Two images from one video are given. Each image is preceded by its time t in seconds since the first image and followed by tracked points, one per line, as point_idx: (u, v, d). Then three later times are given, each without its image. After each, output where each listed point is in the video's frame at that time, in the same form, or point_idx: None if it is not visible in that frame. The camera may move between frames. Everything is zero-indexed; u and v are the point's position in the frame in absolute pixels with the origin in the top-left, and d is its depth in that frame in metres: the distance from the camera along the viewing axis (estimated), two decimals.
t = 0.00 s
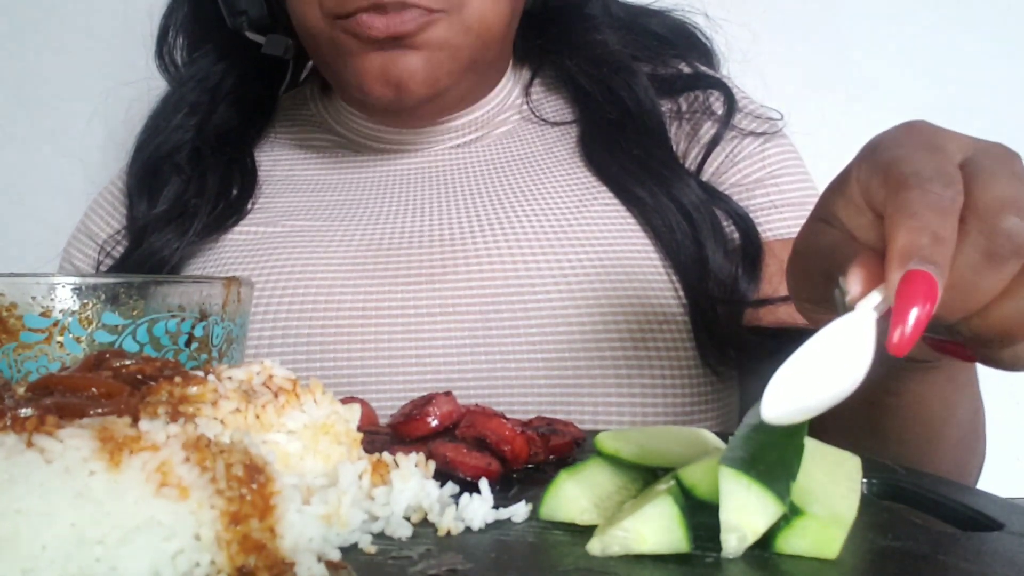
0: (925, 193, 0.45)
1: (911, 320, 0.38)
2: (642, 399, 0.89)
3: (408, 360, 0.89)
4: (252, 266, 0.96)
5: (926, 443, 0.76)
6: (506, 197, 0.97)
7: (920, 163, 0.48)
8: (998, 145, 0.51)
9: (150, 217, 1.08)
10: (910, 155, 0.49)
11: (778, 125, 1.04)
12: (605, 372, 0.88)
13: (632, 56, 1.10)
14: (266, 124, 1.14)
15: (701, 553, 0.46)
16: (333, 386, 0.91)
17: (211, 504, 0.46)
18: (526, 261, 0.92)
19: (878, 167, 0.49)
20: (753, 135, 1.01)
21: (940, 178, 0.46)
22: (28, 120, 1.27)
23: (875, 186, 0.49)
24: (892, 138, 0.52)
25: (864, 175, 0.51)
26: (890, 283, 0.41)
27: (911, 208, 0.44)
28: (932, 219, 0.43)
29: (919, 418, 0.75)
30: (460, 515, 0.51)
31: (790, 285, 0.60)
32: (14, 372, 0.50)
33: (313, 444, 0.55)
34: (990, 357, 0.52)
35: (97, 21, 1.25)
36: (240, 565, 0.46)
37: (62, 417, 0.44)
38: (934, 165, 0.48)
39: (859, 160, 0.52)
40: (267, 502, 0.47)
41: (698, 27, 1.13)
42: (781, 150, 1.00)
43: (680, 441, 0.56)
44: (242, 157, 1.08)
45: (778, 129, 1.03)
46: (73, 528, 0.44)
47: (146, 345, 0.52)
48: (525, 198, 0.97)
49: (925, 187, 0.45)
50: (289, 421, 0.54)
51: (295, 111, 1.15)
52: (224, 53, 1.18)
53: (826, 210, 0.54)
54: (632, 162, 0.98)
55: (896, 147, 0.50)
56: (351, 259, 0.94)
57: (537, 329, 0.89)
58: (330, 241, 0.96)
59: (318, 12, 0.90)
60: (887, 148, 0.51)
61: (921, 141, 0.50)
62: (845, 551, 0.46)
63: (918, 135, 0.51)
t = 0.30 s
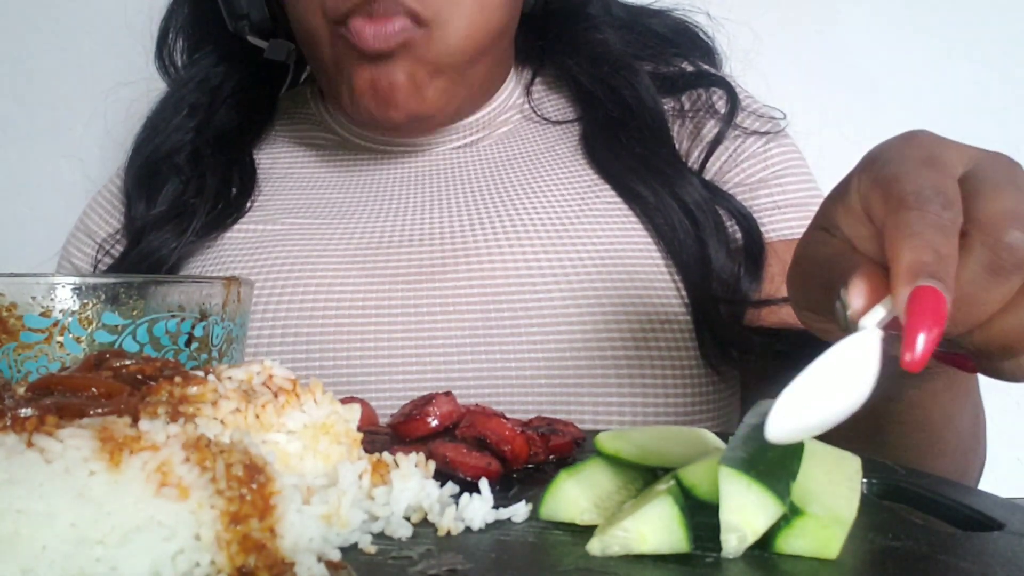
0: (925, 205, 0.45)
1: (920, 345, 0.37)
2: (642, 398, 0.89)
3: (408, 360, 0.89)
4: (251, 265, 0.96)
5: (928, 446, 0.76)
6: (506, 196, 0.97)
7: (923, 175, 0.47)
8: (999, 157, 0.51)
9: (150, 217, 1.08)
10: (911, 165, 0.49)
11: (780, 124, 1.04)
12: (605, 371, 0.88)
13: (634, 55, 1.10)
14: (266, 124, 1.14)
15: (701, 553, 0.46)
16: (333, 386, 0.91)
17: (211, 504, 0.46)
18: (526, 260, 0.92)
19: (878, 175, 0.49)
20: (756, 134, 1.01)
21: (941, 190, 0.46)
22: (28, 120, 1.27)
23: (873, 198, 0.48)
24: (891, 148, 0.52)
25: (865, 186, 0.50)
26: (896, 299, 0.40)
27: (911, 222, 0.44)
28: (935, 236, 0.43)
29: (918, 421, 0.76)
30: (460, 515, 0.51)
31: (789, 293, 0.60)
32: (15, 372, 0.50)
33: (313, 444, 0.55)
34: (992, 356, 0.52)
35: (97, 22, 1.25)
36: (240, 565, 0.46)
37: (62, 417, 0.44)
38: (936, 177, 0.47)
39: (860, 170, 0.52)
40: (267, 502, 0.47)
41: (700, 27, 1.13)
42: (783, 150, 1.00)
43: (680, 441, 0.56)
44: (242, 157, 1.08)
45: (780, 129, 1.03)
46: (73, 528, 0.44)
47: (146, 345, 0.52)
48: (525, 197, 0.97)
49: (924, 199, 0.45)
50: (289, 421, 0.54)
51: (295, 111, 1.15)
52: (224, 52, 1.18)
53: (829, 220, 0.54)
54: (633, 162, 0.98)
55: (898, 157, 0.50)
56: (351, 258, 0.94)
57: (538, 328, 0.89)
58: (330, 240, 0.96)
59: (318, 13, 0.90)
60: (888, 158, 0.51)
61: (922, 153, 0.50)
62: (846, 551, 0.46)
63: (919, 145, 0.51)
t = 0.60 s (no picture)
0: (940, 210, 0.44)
1: (940, 352, 0.38)
2: (642, 398, 0.89)
3: (408, 360, 0.89)
4: (251, 265, 0.96)
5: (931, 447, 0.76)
6: (506, 196, 0.97)
7: (936, 180, 0.47)
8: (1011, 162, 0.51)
9: (150, 217, 1.08)
10: (924, 170, 0.49)
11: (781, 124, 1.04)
12: (605, 371, 0.88)
13: (635, 55, 1.10)
14: (266, 124, 1.14)
15: (701, 553, 0.46)
16: (333, 386, 0.91)
17: (211, 504, 0.46)
18: (526, 259, 0.92)
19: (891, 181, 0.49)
20: (756, 134, 1.01)
21: (955, 195, 0.46)
22: (27, 120, 1.27)
23: (890, 202, 0.48)
24: (903, 154, 0.52)
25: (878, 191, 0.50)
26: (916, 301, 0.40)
27: (926, 226, 0.44)
28: (954, 239, 0.42)
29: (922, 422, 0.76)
30: (460, 515, 0.51)
31: (793, 296, 0.59)
32: (15, 372, 0.50)
33: (313, 444, 0.55)
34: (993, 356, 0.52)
35: (97, 22, 1.25)
36: (240, 565, 0.46)
37: (62, 417, 0.44)
38: (949, 182, 0.47)
39: (872, 176, 0.52)
40: (266, 502, 0.47)
41: (700, 27, 1.13)
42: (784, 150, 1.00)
43: (680, 441, 0.56)
44: (242, 158, 1.08)
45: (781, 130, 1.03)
46: (73, 528, 0.44)
47: (146, 345, 0.52)
48: (525, 196, 0.97)
49: (939, 204, 0.45)
50: (289, 421, 0.54)
51: (295, 111, 1.15)
52: (224, 52, 1.18)
53: (837, 224, 0.53)
54: (634, 162, 0.98)
55: (911, 162, 0.50)
56: (351, 258, 0.94)
57: (538, 328, 0.89)
58: (330, 239, 0.96)
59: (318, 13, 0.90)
60: (901, 163, 0.50)
61: (934, 159, 0.50)
62: (846, 551, 0.46)
63: (931, 151, 0.51)
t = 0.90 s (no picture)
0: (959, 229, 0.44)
1: (969, 373, 0.37)
2: (643, 399, 0.89)
3: (408, 360, 0.89)
4: (251, 265, 0.96)
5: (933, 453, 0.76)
6: (506, 197, 0.97)
7: (953, 197, 0.47)
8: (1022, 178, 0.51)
9: (151, 217, 1.08)
10: (939, 187, 0.48)
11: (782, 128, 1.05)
12: (606, 371, 0.89)
13: (635, 56, 1.10)
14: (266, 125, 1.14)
15: (701, 553, 0.46)
16: (333, 386, 0.91)
17: (211, 504, 0.46)
18: (526, 260, 0.92)
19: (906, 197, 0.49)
20: (757, 138, 1.01)
21: (973, 214, 0.46)
22: (26, 119, 1.27)
23: (904, 218, 0.48)
24: (916, 169, 0.52)
25: (892, 209, 0.50)
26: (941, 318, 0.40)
27: (945, 245, 0.44)
28: (974, 257, 0.42)
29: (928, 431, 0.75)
30: (460, 515, 0.51)
31: (805, 306, 0.59)
32: (15, 372, 0.50)
33: (313, 444, 0.55)
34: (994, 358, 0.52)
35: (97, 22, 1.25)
36: (240, 565, 0.46)
37: (62, 417, 0.44)
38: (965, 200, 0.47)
39: (885, 191, 0.51)
40: (267, 502, 0.47)
41: (700, 29, 1.13)
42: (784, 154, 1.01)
43: (680, 441, 0.56)
44: (242, 158, 1.08)
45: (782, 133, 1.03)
46: (73, 528, 0.44)
47: (146, 345, 0.52)
48: (525, 197, 0.97)
49: (958, 225, 0.45)
50: (289, 421, 0.54)
51: (295, 112, 1.15)
52: (224, 51, 1.18)
53: (847, 238, 0.53)
54: (634, 163, 0.98)
55: (925, 178, 0.50)
56: (352, 258, 0.94)
57: (538, 329, 0.89)
58: (331, 240, 0.96)
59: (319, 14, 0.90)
60: (915, 178, 0.50)
61: (948, 174, 0.50)
62: (846, 551, 0.46)
63: (944, 166, 0.51)
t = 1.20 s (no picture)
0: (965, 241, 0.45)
1: (985, 386, 0.39)
2: (643, 399, 0.89)
3: (408, 361, 0.89)
4: (252, 266, 0.96)
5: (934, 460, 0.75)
6: (507, 199, 0.97)
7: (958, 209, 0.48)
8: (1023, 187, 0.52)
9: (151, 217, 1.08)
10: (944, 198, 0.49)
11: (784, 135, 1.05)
12: (606, 372, 0.89)
13: (636, 59, 1.10)
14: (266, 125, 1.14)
15: (702, 553, 0.46)
16: (333, 386, 0.90)
17: (211, 504, 0.46)
18: (527, 260, 0.92)
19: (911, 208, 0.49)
20: (760, 144, 1.01)
21: (979, 225, 0.46)
22: (26, 119, 1.27)
23: (909, 229, 0.49)
24: (919, 179, 0.52)
25: (895, 219, 0.50)
26: (954, 333, 0.42)
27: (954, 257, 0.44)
28: (983, 270, 0.43)
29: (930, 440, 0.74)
30: (460, 515, 0.51)
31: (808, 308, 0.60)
32: (15, 372, 0.50)
33: (312, 444, 0.55)
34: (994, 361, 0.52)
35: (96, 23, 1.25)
36: (240, 565, 0.46)
37: (62, 417, 0.44)
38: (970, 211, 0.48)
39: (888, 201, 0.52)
40: (267, 502, 0.47)
41: (700, 32, 1.13)
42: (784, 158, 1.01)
43: (680, 441, 0.56)
44: (242, 159, 1.08)
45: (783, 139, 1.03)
46: (73, 528, 0.44)
47: (146, 345, 0.52)
48: (526, 198, 0.97)
49: (964, 236, 0.45)
50: (289, 421, 0.54)
51: (295, 112, 1.15)
52: (224, 51, 1.17)
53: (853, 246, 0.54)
54: (636, 165, 0.98)
55: (929, 189, 0.50)
56: (352, 259, 0.94)
57: (539, 330, 0.89)
58: (331, 241, 0.96)
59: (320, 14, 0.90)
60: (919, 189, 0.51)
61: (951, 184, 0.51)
62: (846, 551, 0.46)
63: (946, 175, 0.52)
